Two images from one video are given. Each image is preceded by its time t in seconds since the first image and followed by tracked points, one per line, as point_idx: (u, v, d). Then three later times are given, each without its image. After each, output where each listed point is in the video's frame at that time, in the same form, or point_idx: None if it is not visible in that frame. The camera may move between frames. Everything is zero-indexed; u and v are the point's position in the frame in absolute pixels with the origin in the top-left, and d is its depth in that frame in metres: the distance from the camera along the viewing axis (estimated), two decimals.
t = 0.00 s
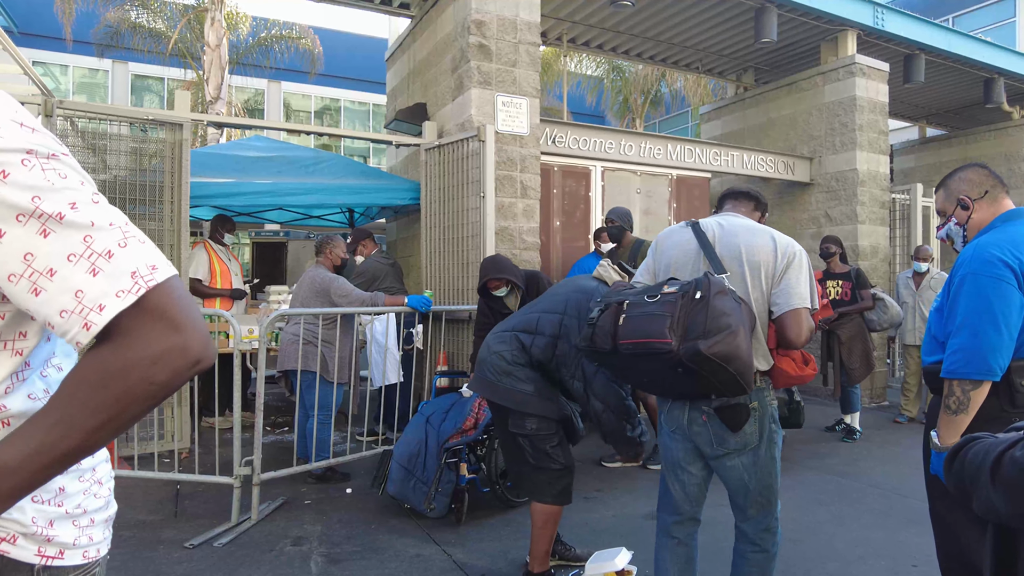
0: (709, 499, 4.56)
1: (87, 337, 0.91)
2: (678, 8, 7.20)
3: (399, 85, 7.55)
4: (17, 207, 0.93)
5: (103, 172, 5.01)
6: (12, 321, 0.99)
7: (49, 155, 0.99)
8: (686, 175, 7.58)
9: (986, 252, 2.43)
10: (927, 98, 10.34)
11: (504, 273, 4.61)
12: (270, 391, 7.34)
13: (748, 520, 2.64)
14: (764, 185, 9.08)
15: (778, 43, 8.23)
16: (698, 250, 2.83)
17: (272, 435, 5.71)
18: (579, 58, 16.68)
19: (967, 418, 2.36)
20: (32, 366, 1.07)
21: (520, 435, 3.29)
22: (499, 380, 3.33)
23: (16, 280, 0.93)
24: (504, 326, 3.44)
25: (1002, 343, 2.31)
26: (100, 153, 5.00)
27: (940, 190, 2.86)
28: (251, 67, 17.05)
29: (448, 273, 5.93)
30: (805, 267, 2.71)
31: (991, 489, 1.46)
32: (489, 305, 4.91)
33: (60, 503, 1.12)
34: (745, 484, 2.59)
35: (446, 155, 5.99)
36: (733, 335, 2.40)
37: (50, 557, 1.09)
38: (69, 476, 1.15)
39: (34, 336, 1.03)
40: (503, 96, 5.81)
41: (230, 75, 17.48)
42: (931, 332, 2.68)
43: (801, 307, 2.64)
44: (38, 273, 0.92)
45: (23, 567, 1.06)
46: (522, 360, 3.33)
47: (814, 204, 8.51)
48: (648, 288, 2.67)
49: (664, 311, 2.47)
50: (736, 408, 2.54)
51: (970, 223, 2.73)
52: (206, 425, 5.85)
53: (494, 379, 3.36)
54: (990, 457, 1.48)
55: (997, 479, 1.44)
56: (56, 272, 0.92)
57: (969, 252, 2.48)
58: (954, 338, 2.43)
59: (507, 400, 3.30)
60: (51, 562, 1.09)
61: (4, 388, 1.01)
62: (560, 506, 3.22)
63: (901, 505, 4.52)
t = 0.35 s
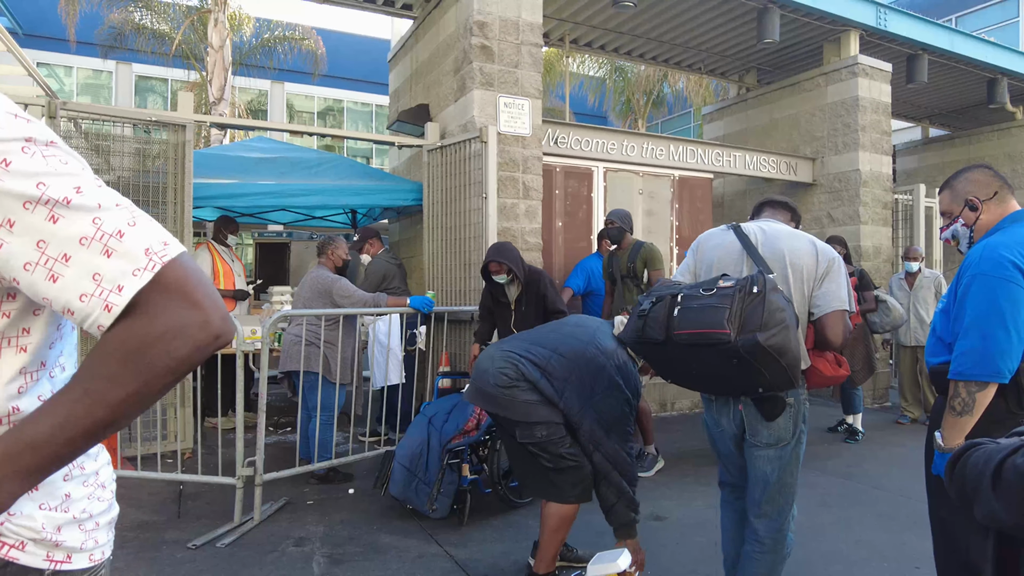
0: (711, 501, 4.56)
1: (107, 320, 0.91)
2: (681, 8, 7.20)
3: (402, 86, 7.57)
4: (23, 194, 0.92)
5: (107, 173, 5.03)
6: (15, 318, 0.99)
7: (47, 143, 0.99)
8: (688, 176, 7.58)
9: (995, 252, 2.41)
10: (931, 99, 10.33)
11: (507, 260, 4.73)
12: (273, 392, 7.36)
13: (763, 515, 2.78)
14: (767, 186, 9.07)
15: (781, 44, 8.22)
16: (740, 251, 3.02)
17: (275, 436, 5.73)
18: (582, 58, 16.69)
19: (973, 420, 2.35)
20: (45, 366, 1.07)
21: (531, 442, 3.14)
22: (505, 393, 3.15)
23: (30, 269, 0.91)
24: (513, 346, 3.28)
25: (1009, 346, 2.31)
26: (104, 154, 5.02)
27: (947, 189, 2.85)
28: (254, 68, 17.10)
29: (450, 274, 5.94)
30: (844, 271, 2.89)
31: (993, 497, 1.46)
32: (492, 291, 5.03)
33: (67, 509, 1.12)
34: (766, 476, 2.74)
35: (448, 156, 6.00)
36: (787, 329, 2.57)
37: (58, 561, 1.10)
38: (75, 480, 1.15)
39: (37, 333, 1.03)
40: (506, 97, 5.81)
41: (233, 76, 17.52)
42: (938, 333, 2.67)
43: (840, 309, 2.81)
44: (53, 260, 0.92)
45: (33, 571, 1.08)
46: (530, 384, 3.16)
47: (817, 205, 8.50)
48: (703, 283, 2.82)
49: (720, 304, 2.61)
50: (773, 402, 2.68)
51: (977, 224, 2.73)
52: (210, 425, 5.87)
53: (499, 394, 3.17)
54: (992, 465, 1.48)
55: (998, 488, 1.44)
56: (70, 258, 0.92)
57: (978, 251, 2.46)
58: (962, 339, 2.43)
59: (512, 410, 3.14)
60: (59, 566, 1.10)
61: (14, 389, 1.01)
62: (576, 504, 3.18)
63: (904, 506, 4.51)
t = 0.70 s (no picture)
0: (712, 502, 4.56)
1: (101, 323, 0.91)
2: (683, 9, 7.20)
3: (404, 87, 7.57)
4: (12, 198, 0.92)
5: (109, 173, 5.04)
6: (13, 321, 1.00)
7: (35, 143, 1.00)
8: (690, 176, 7.57)
9: (1005, 253, 2.40)
10: (933, 99, 10.31)
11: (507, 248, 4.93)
12: (275, 392, 7.38)
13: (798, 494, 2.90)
14: (769, 186, 9.07)
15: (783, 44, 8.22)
16: (764, 258, 3.28)
17: (277, 437, 5.75)
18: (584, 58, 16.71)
19: (981, 421, 2.35)
20: (44, 367, 1.08)
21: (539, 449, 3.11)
22: (507, 403, 3.14)
23: (21, 272, 0.92)
24: (519, 356, 3.27)
25: (1017, 348, 2.31)
26: (107, 155, 5.03)
27: (978, 176, 2.75)
28: (257, 69, 17.14)
29: (452, 274, 5.93)
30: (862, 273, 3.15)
31: (990, 508, 1.47)
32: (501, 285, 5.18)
33: (70, 512, 1.13)
34: (796, 464, 2.90)
35: (450, 156, 6.00)
36: (814, 328, 2.81)
37: (62, 564, 1.11)
38: (76, 483, 1.16)
39: (35, 336, 1.04)
40: (507, 98, 5.82)
41: (236, 77, 17.56)
42: (945, 334, 2.67)
43: (859, 307, 3.07)
44: (44, 263, 0.92)
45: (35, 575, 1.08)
46: (533, 395, 3.14)
47: (819, 205, 8.49)
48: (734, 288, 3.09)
49: (751, 305, 2.88)
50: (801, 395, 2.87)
51: (1005, 219, 2.66)
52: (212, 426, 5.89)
53: (502, 405, 3.16)
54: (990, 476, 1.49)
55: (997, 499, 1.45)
56: (61, 261, 0.92)
57: (987, 252, 2.46)
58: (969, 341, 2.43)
59: (516, 420, 3.13)
60: (62, 568, 1.11)
61: (14, 392, 1.02)
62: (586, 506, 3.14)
63: (907, 507, 4.50)
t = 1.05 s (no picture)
0: (714, 502, 4.55)
1: (99, 329, 0.92)
2: (685, 9, 7.18)
3: (406, 87, 7.58)
4: (6, 205, 0.92)
5: (112, 174, 5.05)
6: (11, 327, 1.00)
7: (29, 149, 1.00)
8: (691, 176, 7.56)
9: (1011, 255, 2.39)
10: (936, 99, 10.29)
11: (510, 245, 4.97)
12: (278, 392, 7.40)
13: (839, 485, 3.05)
14: (771, 186, 9.07)
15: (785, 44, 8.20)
16: (796, 259, 3.42)
17: (279, 437, 5.76)
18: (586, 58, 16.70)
19: (988, 424, 2.35)
20: (41, 371, 1.08)
21: (537, 448, 3.12)
22: (505, 401, 3.15)
23: (17, 279, 0.92)
24: (520, 355, 3.27)
25: None
26: (110, 156, 5.04)
27: (989, 174, 2.73)
28: (259, 70, 17.17)
29: (454, 275, 5.93)
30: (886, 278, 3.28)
31: (984, 515, 1.49)
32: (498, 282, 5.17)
33: (70, 513, 1.13)
34: (836, 456, 3.03)
35: (452, 157, 6.00)
36: (830, 322, 2.90)
37: (62, 566, 1.11)
38: (77, 485, 1.16)
39: (34, 341, 1.04)
40: (509, 99, 5.82)
41: (238, 77, 17.58)
42: (951, 335, 2.66)
43: (881, 309, 3.20)
44: (39, 270, 0.93)
45: None
46: (533, 394, 3.14)
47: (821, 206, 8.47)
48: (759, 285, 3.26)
49: (774, 300, 3.04)
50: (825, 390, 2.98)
51: (1016, 220, 2.65)
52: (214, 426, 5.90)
53: (503, 404, 3.16)
54: (983, 482, 1.51)
55: (991, 505, 1.47)
56: (57, 267, 0.93)
57: (995, 254, 2.45)
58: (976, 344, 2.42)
59: (514, 419, 3.13)
60: (63, 570, 1.12)
61: (12, 397, 1.03)
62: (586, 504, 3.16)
63: (909, 508, 4.49)
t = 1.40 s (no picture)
0: (716, 503, 4.55)
1: (112, 324, 0.92)
2: (687, 9, 7.18)
3: (408, 88, 7.58)
4: (20, 201, 0.93)
5: (115, 175, 5.07)
6: (24, 325, 1.01)
7: (41, 147, 1.01)
8: (693, 177, 7.56)
9: (1011, 256, 2.39)
10: (938, 99, 10.29)
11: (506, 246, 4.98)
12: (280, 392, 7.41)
13: (882, 473, 3.26)
14: (773, 187, 9.08)
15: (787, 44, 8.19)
16: (854, 266, 3.51)
17: (282, 437, 5.77)
18: (588, 58, 16.69)
19: (990, 425, 2.35)
20: (53, 370, 1.09)
21: (541, 435, 3.26)
22: (527, 380, 3.29)
23: (33, 275, 0.93)
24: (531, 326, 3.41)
25: None
26: (112, 156, 5.05)
27: (970, 186, 2.77)
28: (261, 70, 17.18)
29: (456, 276, 5.92)
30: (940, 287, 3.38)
31: (984, 511, 1.50)
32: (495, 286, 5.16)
33: (82, 515, 1.14)
34: (877, 445, 3.25)
35: (454, 158, 6.00)
36: (892, 331, 3.06)
37: (75, 567, 1.12)
38: (88, 485, 1.17)
39: (47, 339, 1.05)
40: (511, 99, 5.83)
41: (240, 78, 17.60)
42: (952, 336, 2.67)
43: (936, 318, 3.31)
44: (55, 266, 0.93)
45: None
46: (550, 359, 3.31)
47: (822, 206, 8.46)
48: (825, 289, 3.33)
49: (840, 305, 3.14)
50: (880, 385, 3.18)
51: (1002, 225, 2.66)
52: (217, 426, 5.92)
53: (519, 376, 3.32)
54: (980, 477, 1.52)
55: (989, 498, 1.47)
56: (71, 263, 0.93)
57: (996, 255, 2.45)
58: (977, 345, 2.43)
59: (536, 402, 3.27)
60: (75, 571, 1.12)
61: (28, 396, 1.03)
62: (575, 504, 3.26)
63: (911, 509, 4.49)
